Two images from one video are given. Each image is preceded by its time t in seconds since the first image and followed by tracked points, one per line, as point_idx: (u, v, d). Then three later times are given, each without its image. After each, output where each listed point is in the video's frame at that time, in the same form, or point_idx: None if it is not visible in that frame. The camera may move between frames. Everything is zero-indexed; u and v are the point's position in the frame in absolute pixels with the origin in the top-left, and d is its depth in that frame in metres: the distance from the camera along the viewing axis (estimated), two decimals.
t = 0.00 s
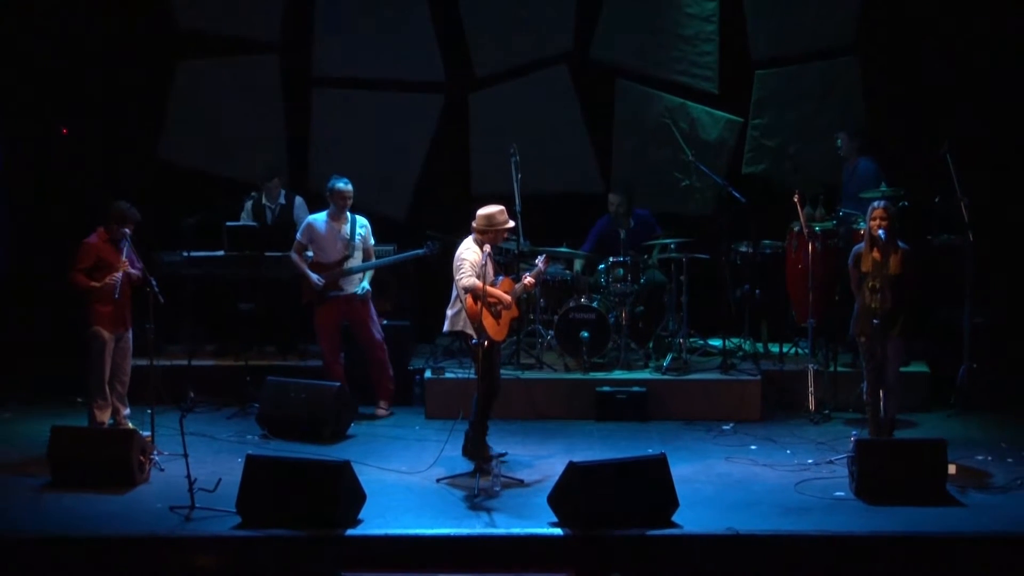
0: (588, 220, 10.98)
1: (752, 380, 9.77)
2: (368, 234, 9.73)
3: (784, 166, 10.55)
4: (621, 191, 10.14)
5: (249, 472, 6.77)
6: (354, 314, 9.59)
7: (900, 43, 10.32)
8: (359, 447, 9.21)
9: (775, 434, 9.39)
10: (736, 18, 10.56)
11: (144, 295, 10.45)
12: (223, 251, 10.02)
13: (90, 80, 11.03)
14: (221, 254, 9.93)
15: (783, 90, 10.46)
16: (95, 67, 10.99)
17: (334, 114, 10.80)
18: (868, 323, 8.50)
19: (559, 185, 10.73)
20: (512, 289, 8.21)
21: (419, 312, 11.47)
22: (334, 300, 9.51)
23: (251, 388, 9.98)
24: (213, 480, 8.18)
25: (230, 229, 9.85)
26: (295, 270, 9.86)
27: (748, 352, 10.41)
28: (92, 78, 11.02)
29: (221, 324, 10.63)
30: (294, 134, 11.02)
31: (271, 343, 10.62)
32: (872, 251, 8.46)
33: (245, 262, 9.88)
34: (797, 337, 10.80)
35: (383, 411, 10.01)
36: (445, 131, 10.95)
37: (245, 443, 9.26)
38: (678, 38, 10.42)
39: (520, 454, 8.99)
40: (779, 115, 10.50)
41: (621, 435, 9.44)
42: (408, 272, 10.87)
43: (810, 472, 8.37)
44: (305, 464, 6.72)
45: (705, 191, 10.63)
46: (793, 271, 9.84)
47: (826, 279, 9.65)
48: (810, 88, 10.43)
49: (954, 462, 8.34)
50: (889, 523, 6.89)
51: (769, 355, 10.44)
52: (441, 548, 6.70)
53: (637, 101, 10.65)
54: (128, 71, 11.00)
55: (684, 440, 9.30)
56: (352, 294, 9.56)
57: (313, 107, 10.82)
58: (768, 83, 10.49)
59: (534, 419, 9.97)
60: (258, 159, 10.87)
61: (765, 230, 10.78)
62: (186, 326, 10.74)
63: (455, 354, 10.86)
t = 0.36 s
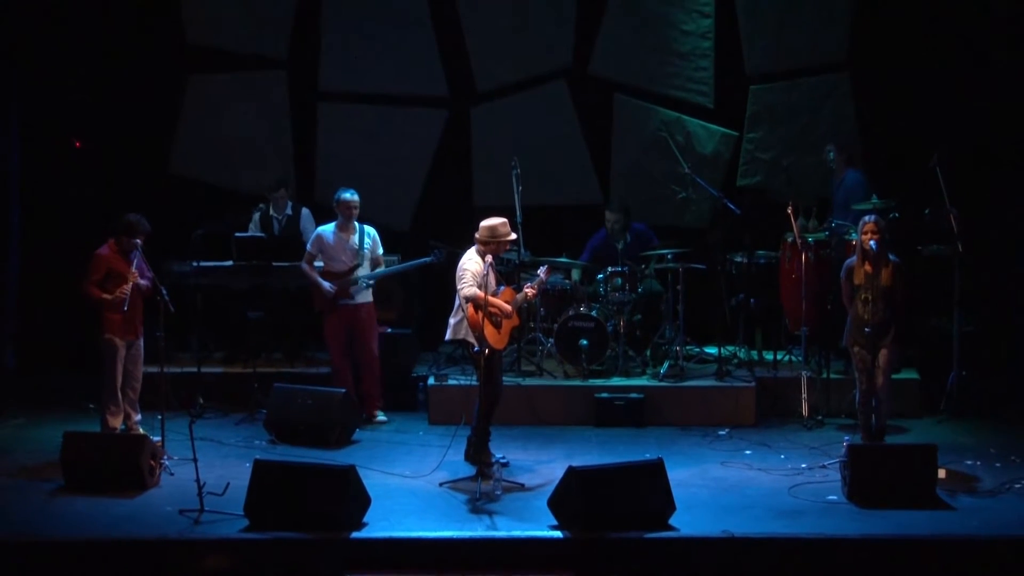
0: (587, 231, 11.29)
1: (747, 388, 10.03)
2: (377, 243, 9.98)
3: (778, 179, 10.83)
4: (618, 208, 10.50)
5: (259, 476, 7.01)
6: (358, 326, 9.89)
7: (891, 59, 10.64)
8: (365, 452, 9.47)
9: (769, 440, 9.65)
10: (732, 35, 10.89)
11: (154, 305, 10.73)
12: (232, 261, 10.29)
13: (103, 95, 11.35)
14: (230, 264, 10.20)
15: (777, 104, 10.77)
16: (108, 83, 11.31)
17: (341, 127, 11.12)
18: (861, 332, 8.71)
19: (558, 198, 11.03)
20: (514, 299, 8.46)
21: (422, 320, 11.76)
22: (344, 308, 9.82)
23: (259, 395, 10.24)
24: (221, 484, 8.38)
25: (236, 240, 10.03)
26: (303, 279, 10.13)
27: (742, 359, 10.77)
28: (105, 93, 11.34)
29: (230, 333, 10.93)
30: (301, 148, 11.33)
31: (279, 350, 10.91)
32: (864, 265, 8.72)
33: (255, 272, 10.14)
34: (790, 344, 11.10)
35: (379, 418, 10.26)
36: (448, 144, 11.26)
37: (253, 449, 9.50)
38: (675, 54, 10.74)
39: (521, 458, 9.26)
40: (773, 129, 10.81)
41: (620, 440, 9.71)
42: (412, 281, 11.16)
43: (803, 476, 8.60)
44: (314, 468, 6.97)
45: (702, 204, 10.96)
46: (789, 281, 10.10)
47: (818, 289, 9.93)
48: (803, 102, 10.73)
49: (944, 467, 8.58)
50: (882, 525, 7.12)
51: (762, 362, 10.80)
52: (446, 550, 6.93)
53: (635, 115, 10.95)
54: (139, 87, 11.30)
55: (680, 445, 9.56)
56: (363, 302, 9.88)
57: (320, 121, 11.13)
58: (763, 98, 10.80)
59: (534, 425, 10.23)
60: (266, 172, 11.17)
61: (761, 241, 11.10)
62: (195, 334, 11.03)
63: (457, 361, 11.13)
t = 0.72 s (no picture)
0: (588, 236, 11.32)
1: (748, 392, 10.03)
2: (379, 248, 10.00)
3: (779, 184, 10.86)
4: (620, 212, 10.51)
5: (260, 481, 7.01)
6: (360, 322, 9.86)
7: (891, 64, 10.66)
8: (366, 456, 9.48)
9: (770, 444, 9.66)
10: (733, 40, 10.92)
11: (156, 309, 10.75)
12: (234, 265, 10.30)
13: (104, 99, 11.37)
14: (231, 268, 10.21)
15: (779, 110, 10.78)
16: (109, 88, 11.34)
17: (343, 131, 11.13)
18: (862, 336, 8.70)
19: (560, 202, 11.05)
20: (515, 303, 8.47)
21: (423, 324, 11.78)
22: (347, 313, 9.82)
23: (260, 399, 10.26)
24: (222, 488, 8.37)
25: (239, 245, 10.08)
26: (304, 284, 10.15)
27: (743, 364, 10.79)
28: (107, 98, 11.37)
29: (231, 338, 10.93)
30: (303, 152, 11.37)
31: (280, 355, 10.93)
32: (865, 266, 8.68)
33: (257, 276, 10.14)
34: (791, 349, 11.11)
35: (382, 423, 10.28)
36: (449, 149, 11.29)
37: (254, 453, 9.50)
38: (676, 59, 10.76)
39: (522, 463, 9.27)
40: (775, 133, 10.80)
41: (621, 444, 9.72)
42: (414, 286, 11.19)
43: (805, 481, 8.61)
44: (316, 473, 6.96)
45: (702, 209, 11.02)
46: (791, 285, 10.10)
47: (819, 294, 9.93)
48: (804, 107, 10.74)
49: (945, 471, 8.59)
50: (882, 530, 7.13)
51: (763, 367, 10.80)
52: (447, 555, 6.93)
53: (636, 120, 10.95)
54: (141, 91, 11.33)
55: (681, 449, 9.57)
56: (367, 305, 9.85)
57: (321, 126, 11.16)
58: (763, 103, 10.81)
59: (535, 429, 10.25)
60: (267, 177, 11.19)
61: (762, 245, 11.15)
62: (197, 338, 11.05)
63: (458, 366, 11.15)
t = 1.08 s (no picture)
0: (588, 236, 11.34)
1: (748, 393, 10.02)
2: (379, 248, 9.99)
3: (779, 184, 10.89)
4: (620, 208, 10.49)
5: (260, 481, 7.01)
6: (359, 328, 9.92)
7: (891, 64, 10.67)
8: (367, 456, 9.48)
9: (770, 444, 9.66)
10: (733, 40, 10.93)
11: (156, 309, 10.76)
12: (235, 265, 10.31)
13: (105, 100, 11.39)
14: (231, 269, 10.21)
15: (779, 110, 10.79)
16: (109, 89, 11.36)
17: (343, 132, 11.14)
18: (862, 336, 8.70)
19: (560, 203, 11.07)
20: (515, 304, 8.46)
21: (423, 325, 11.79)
22: (346, 314, 9.87)
23: (260, 400, 10.27)
24: (222, 490, 8.35)
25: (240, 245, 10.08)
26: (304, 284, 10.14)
27: (743, 364, 10.80)
28: (107, 98, 11.39)
29: (231, 339, 10.93)
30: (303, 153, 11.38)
31: (280, 356, 10.94)
32: (866, 266, 8.67)
33: (256, 276, 10.13)
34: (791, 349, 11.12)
35: (382, 423, 10.29)
36: (450, 149, 11.30)
37: (254, 454, 9.49)
38: (676, 59, 10.77)
39: (522, 463, 9.28)
40: (775, 134, 10.83)
41: (621, 445, 9.72)
42: (414, 286, 11.20)
43: (805, 482, 8.60)
44: (316, 473, 6.95)
45: (702, 210, 11.02)
46: (791, 286, 10.10)
47: (819, 294, 9.93)
48: (804, 107, 10.75)
49: (945, 471, 8.59)
50: (882, 530, 7.13)
51: (763, 367, 10.80)
52: (446, 554, 6.93)
53: (637, 121, 10.97)
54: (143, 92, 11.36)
55: (680, 450, 9.57)
56: (366, 307, 9.91)
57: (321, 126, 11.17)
58: (763, 103, 10.83)
59: (536, 430, 10.25)
60: (268, 177, 11.21)
61: (762, 245, 11.17)
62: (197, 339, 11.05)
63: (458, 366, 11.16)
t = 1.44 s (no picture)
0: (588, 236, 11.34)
1: (748, 394, 10.02)
2: (378, 247, 10.02)
3: (779, 185, 10.89)
4: (620, 200, 10.50)
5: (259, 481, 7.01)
6: (359, 329, 9.88)
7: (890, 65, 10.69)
8: (366, 457, 9.49)
9: (770, 445, 9.67)
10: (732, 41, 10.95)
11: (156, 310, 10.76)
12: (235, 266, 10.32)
13: (105, 101, 11.41)
14: (231, 269, 10.22)
15: (778, 111, 10.80)
16: (110, 90, 11.38)
17: (343, 132, 11.15)
18: (861, 336, 8.70)
19: (559, 203, 11.08)
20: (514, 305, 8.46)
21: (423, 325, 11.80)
22: (344, 314, 9.82)
23: (260, 400, 10.28)
24: (222, 491, 8.35)
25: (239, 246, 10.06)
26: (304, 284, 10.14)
27: (742, 365, 10.81)
28: (107, 99, 11.40)
29: (231, 339, 10.94)
30: (303, 153, 11.39)
31: (281, 356, 10.95)
32: (866, 266, 8.66)
33: (256, 276, 10.12)
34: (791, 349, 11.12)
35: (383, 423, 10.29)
36: (449, 149, 11.31)
37: (253, 455, 9.48)
38: (675, 60, 10.79)
39: (522, 464, 9.28)
40: (774, 134, 10.83)
41: (621, 445, 9.73)
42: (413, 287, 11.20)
43: (805, 482, 8.61)
44: (315, 474, 6.95)
45: (703, 211, 11.03)
46: (791, 286, 10.10)
47: (819, 294, 9.93)
48: (803, 108, 10.76)
49: (945, 472, 8.59)
50: (881, 531, 7.13)
51: (763, 367, 10.80)
52: (445, 554, 6.93)
53: (637, 121, 10.98)
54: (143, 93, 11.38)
55: (681, 451, 9.57)
56: (366, 306, 9.86)
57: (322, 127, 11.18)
58: (763, 104, 10.84)
59: (536, 430, 10.26)
60: (268, 178, 11.22)
61: (762, 246, 11.17)
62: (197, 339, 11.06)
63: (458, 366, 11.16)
